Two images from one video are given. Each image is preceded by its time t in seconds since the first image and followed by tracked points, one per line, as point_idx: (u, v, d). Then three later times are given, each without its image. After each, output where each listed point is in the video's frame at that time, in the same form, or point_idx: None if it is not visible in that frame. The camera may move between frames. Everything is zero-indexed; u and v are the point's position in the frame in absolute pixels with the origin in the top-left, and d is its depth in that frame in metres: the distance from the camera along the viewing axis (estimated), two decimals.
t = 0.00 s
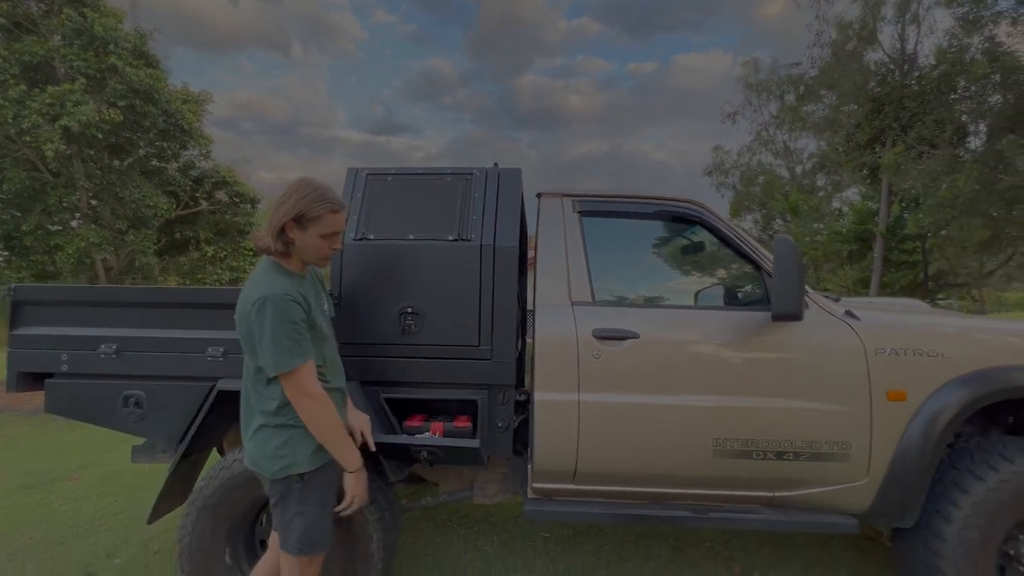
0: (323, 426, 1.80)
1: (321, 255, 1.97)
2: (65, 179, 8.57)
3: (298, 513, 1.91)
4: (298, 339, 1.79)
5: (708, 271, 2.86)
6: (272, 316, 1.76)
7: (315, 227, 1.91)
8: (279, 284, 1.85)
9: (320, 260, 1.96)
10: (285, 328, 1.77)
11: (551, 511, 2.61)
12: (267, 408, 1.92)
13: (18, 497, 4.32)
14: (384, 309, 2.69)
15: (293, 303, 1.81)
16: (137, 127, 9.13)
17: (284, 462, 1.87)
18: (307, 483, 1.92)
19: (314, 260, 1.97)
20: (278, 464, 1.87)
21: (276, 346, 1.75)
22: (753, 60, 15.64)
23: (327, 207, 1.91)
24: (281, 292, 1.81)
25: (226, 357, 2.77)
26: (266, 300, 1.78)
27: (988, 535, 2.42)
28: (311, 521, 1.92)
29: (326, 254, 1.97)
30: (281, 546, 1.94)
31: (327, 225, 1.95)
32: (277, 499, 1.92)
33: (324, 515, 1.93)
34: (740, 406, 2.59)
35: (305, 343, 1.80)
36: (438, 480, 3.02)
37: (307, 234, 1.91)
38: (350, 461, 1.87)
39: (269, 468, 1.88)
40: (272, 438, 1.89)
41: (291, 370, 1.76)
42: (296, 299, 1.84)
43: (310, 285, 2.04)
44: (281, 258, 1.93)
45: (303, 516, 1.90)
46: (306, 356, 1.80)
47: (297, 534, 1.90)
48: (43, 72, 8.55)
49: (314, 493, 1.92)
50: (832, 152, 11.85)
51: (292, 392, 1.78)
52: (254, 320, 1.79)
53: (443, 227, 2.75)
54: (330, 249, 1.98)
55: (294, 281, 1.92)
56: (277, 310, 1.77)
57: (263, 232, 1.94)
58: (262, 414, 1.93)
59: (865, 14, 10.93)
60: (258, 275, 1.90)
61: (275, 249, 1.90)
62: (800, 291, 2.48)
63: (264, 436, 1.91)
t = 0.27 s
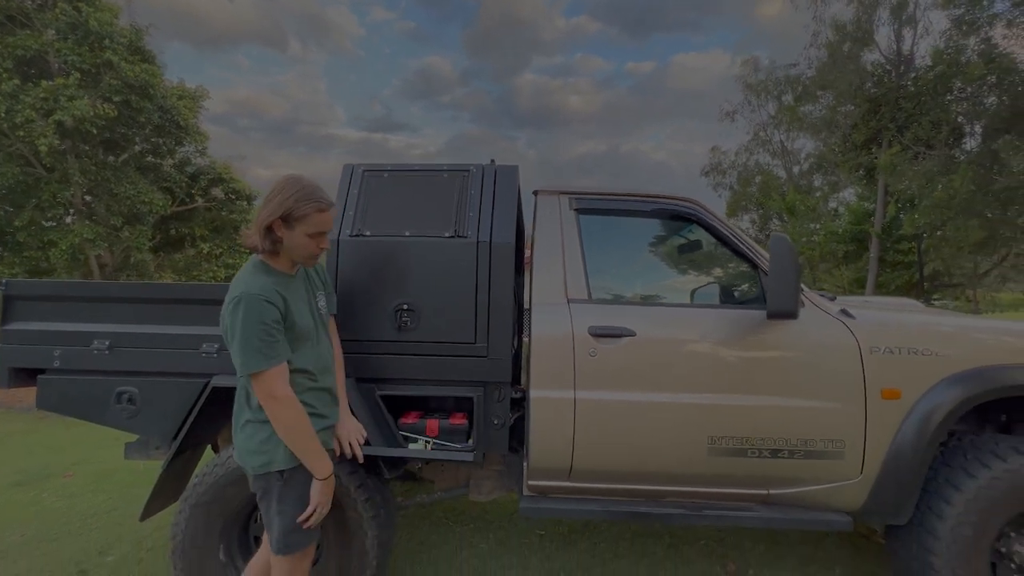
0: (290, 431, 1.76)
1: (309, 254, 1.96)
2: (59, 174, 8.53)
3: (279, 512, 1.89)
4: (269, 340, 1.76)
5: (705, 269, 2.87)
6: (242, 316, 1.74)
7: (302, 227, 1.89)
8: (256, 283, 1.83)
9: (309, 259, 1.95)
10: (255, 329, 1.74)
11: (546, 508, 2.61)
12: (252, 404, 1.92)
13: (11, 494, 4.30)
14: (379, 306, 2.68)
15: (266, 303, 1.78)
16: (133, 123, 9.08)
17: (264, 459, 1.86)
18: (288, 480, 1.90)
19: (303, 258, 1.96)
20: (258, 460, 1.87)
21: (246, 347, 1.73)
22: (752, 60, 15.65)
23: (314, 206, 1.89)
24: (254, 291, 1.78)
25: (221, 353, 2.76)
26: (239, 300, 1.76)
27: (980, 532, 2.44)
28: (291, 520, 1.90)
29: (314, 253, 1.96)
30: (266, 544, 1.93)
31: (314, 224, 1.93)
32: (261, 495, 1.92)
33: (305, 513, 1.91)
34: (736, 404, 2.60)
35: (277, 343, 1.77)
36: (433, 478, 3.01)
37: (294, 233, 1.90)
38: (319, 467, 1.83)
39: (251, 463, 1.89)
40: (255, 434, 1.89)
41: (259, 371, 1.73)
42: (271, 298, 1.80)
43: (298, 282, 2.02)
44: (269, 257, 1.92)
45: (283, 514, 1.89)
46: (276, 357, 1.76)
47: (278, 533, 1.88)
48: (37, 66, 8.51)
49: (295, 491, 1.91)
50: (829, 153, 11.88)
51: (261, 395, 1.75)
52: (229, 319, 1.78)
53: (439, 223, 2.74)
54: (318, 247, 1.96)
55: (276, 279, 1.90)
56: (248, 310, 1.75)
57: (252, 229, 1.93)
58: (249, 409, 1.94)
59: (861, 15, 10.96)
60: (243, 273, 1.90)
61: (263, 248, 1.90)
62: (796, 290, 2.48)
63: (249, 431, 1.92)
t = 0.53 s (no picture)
0: (283, 433, 1.75)
1: (306, 254, 1.95)
2: (60, 174, 8.54)
3: (275, 513, 1.89)
4: (264, 340, 1.75)
5: (705, 272, 2.87)
6: (237, 317, 1.74)
7: (297, 226, 1.89)
8: (252, 284, 1.82)
9: (306, 258, 1.94)
10: (249, 330, 1.74)
11: (546, 511, 2.61)
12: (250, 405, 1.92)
13: (10, 494, 4.29)
14: (380, 307, 2.68)
15: (261, 304, 1.78)
16: (133, 123, 9.09)
17: (260, 460, 1.86)
18: (284, 481, 1.89)
19: (300, 258, 1.95)
20: (254, 461, 1.86)
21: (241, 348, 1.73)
22: (752, 63, 15.68)
23: (308, 205, 1.88)
24: (249, 292, 1.78)
25: (221, 353, 2.75)
26: (234, 301, 1.76)
27: (980, 536, 2.43)
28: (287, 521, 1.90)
29: (311, 252, 1.95)
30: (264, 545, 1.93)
31: (311, 222, 1.92)
32: (258, 495, 1.92)
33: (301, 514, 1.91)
34: (736, 407, 2.60)
35: (271, 344, 1.76)
36: (433, 479, 3.00)
37: (290, 233, 1.89)
38: (313, 469, 1.82)
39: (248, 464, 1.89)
40: (251, 435, 1.89)
41: (253, 372, 1.73)
42: (266, 299, 1.80)
43: (297, 282, 2.02)
44: (267, 257, 1.93)
45: (279, 515, 1.88)
46: (271, 359, 1.76)
47: (275, 534, 1.88)
48: (39, 66, 8.52)
49: (291, 493, 1.90)
50: (829, 156, 11.89)
51: (255, 396, 1.75)
52: (225, 320, 1.78)
53: (440, 225, 2.74)
54: (315, 247, 1.95)
55: (273, 280, 1.90)
56: (242, 310, 1.74)
57: (250, 229, 1.94)
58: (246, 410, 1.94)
59: (861, 19, 10.98)
60: (241, 273, 1.90)
61: (260, 248, 1.90)
62: (797, 292, 2.48)
63: (246, 432, 1.92)
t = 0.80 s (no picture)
0: (290, 433, 1.75)
1: (310, 254, 1.95)
2: (62, 175, 8.54)
3: (279, 514, 1.89)
4: (271, 342, 1.76)
5: (706, 275, 2.87)
6: (245, 318, 1.75)
7: (301, 226, 1.90)
8: (258, 285, 1.83)
9: (310, 258, 1.95)
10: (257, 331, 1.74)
11: (547, 514, 2.61)
12: (254, 406, 1.93)
13: (10, 495, 4.29)
14: (381, 310, 2.68)
15: (268, 306, 1.78)
16: (135, 124, 9.11)
17: (264, 460, 1.86)
18: (288, 483, 1.89)
19: (304, 259, 1.96)
20: (259, 462, 1.87)
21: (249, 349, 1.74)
22: (752, 66, 15.72)
23: (312, 204, 1.89)
24: (256, 293, 1.78)
25: (222, 355, 2.76)
26: (241, 303, 1.76)
27: (981, 541, 2.43)
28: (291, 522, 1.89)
29: (315, 253, 1.96)
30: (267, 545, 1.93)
31: (313, 222, 1.93)
32: (262, 497, 1.92)
33: (304, 516, 1.91)
34: (737, 410, 2.60)
35: (279, 346, 1.77)
36: (433, 481, 3.00)
37: (293, 233, 1.90)
38: (319, 468, 1.82)
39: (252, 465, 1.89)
40: (256, 436, 1.89)
41: (261, 373, 1.73)
42: (273, 300, 1.81)
43: (300, 284, 2.03)
44: (270, 258, 1.93)
45: (282, 516, 1.88)
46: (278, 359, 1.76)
47: (278, 535, 1.88)
48: (41, 67, 8.53)
49: (293, 494, 1.90)
50: (829, 160, 11.91)
51: (263, 396, 1.75)
52: (231, 322, 1.79)
53: (442, 228, 2.74)
54: (318, 246, 1.96)
55: (278, 282, 1.90)
56: (250, 311, 1.75)
57: (252, 232, 1.93)
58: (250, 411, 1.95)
59: (862, 23, 11.00)
60: (245, 275, 1.90)
61: (264, 249, 1.89)
62: (798, 296, 2.48)
63: (251, 433, 1.92)
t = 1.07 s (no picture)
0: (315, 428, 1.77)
1: (317, 255, 1.97)
2: (63, 176, 8.55)
3: (285, 516, 1.90)
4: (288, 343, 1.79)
5: (706, 279, 2.88)
6: (262, 318, 1.77)
7: (309, 227, 1.92)
8: (271, 286, 1.85)
9: (318, 259, 1.97)
10: (274, 331, 1.77)
11: (546, 518, 2.61)
12: (259, 409, 1.93)
13: (8, 496, 4.28)
14: (382, 313, 2.69)
15: (284, 308, 1.81)
16: (137, 126, 9.13)
17: (271, 463, 1.87)
18: (293, 485, 1.91)
19: (311, 259, 1.97)
20: (265, 464, 1.87)
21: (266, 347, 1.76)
22: (751, 71, 15.77)
23: (320, 205, 1.92)
24: (272, 295, 1.81)
25: (222, 357, 2.76)
26: (257, 303, 1.78)
27: (980, 547, 2.44)
28: (295, 524, 1.90)
29: (322, 253, 1.98)
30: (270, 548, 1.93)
31: (320, 223, 1.96)
32: (267, 499, 1.92)
33: (308, 519, 1.92)
34: (736, 415, 2.60)
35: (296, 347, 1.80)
36: (432, 484, 3.00)
37: (301, 233, 1.92)
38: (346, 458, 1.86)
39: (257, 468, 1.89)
40: (261, 438, 1.89)
41: (280, 373, 1.76)
42: (288, 302, 1.83)
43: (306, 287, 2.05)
44: (278, 261, 1.93)
45: (288, 518, 1.89)
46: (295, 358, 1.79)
47: (283, 538, 1.89)
48: (43, 69, 8.54)
49: (298, 497, 1.91)
50: (829, 164, 11.93)
51: (283, 394, 1.77)
52: (246, 322, 1.80)
53: (442, 231, 2.75)
54: (325, 247, 1.98)
55: (289, 282, 1.91)
56: (268, 311, 1.78)
57: (257, 235, 1.93)
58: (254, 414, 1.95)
59: (861, 28, 11.04)
60: (253, 277, 1.91)
61: (271, 252, 1.90)
62: (797, 301, 2.49)
63: (255, 436, 1.92)
